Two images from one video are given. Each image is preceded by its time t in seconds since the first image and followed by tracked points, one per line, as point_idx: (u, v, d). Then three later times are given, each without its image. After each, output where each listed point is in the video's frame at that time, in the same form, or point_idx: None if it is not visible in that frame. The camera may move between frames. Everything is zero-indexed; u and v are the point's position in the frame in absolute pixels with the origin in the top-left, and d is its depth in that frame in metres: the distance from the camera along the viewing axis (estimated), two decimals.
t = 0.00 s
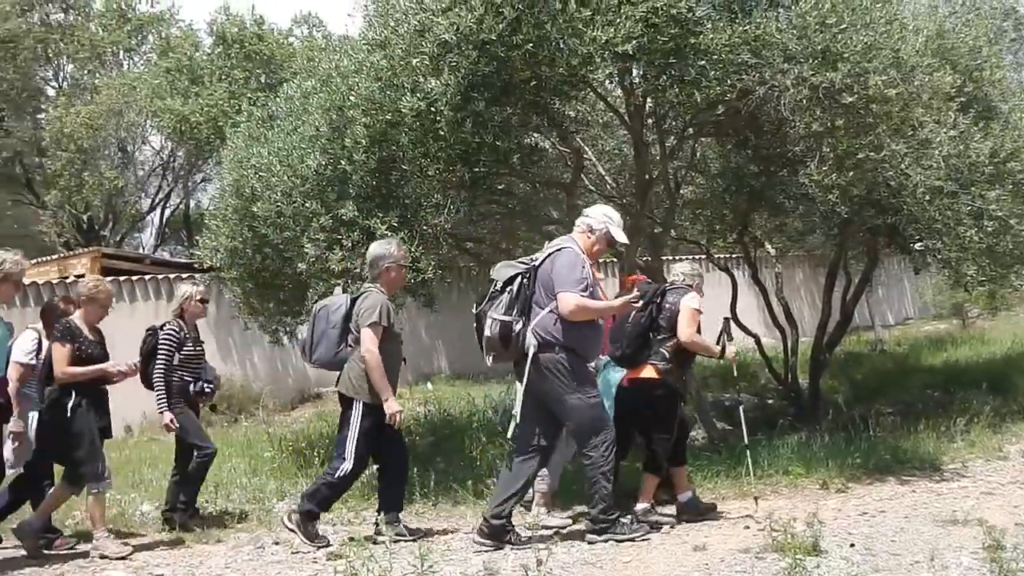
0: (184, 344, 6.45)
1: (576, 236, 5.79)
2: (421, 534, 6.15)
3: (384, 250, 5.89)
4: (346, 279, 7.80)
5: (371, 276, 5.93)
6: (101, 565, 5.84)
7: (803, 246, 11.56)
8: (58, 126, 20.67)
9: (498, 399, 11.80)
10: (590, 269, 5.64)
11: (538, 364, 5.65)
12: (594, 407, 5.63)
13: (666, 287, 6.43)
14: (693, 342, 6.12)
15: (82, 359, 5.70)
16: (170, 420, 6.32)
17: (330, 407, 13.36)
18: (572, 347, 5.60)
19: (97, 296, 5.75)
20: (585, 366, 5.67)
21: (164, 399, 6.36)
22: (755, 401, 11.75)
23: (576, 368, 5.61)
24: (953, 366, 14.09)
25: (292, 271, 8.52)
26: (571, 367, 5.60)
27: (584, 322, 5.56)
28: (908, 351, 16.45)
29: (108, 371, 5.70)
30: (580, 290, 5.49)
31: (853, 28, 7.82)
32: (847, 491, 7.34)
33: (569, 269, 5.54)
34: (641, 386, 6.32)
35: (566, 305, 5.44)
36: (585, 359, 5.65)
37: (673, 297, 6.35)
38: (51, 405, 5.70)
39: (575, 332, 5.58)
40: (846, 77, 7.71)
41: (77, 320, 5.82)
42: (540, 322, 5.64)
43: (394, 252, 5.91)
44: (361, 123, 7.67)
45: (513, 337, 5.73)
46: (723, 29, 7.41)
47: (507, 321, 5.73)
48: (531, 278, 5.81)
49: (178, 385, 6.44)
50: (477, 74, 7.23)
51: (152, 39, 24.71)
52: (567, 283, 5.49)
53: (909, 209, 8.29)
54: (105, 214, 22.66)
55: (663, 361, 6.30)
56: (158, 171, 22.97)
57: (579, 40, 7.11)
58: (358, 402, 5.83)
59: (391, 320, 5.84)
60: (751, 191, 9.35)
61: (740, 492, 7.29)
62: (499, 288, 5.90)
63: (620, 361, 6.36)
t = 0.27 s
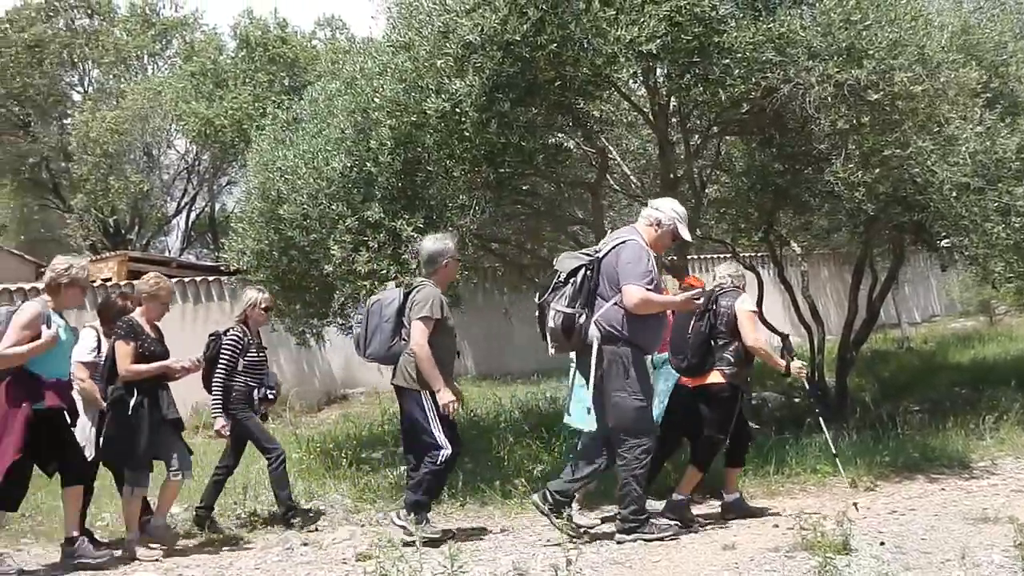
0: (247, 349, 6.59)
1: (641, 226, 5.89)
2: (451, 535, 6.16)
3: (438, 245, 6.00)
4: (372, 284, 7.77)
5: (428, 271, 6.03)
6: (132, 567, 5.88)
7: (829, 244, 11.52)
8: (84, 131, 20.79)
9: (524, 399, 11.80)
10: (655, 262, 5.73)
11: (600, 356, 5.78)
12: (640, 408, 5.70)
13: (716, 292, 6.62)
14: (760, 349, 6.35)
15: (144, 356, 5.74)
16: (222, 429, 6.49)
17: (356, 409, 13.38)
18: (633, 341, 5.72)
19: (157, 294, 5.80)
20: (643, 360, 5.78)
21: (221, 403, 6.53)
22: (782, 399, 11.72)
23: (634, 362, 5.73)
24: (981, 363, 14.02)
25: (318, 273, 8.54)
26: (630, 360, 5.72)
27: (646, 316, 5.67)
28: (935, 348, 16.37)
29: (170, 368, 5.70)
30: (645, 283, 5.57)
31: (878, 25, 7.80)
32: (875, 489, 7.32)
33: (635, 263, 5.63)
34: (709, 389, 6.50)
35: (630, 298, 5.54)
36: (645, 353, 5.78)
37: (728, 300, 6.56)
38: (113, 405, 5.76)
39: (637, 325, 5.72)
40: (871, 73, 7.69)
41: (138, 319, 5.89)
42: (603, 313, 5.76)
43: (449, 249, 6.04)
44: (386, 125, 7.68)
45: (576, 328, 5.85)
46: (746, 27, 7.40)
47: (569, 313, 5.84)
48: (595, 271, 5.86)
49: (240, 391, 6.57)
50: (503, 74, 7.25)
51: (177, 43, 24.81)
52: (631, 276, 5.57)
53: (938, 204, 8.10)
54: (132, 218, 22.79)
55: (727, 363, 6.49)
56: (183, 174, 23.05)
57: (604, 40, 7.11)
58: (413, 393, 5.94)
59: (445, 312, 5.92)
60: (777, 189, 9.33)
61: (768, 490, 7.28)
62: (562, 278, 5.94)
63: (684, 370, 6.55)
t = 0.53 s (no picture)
0: (308, 340, 6.51)
1: (691, 223, 5.96)
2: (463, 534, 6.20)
3: (488, 244, 6.01)
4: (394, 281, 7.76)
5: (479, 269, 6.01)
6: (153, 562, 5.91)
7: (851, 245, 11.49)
8: (107, 128, 20.90)
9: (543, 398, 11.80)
10: (705, 259, 5.73)
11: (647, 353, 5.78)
12: (681, 407, 5.71)
13: (767, 286, 6.73)
14: (803, 342, 6.46)
15: (201, 354, 5.86)
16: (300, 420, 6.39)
17: (375, 406, 13.41)
18: (680, 339, 5.74)
19: (213, 292, 5.91)
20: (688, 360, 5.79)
21: (294, 395, 6.43)
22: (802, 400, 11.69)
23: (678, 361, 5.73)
24: (1003, 366, 13.95)
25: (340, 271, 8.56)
26: (675, 358, 5.72)
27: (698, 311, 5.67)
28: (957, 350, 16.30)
29: (227, 366, 5.84)
30: (693, 279, 5.59)
31: (903, 25, 7.77)
32: (896, 491, 7.29)
33: (684, 259, 5.64)
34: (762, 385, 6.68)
35: (679, 294, 5.54)
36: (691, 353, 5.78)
37: (777, 295, 6.67)
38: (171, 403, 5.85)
39: (685, 322, 5.72)
40: (895, 74, 7.66)
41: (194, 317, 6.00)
42: (654, 311, 5.75)
43: (499, 247, 6.04)
44: (408, 123, 7.74)
45: (626, 325, 5.81)
46: (770, 26, 7.37)
47: (620, 309, 5.80)
48: (646, 267, 5.86)
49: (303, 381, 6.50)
50: (526, 73, 7.26)
51: (200, 40, 24.88)
52: (681, 272, 5.60)
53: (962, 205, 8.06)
54: (154, 214, 22.89)
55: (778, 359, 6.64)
56: (205, 171, 23.13)
57: (628, 39, 7.11)
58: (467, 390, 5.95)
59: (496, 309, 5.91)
60: (799, 190, 9.31)
61: (788, 492, 7.27)
62: (613, 274, 5.94)
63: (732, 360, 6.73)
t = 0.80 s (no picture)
0: (356, 330, 6.60)
1: (742, 225, 5.96)
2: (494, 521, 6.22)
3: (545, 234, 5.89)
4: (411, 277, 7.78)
5: (523, 260, 6.00)
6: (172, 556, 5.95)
7: (870, 242, 11.46)
8: (126, 124, 20.99)
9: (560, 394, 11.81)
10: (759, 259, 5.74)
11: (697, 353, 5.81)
12: (723, 405, 5.75)
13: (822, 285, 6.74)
14: (848, 342, 6.46)
15: (256, 346, 5.73)
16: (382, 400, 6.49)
17: (392, 402, 13.42)
18: (731, 340, 5.76)
19: (269, 283, 5.76)
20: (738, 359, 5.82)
21: (363, 380, 6.52)
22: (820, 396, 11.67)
23: (725, 362, 5.75)
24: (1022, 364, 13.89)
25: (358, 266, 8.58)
26: (722, 359, 5.74)
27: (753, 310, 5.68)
28: (976, 347, 16.23)
29: (282, 357, 5.73)
30: (748, 278, 5.60)
31: (923, 21, 7.74)
32: (915, 488, 7.29)
33: (738, 259, 5.64)
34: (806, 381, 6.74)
35: (732, 293, 5.57)
36: (740, 353, 5.80)
37: (829, 295, 6.66)
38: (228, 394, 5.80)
39: (738, 321, 5.74)
40: (915, 70, 7.65)
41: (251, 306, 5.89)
42: (707, 310, 5.77)
43: (551, 236, 6.00)
44: (427, 119, 7.82)
45: (679, 322, 5.84)
46: (789, 23, 7.36)
47: (673, 306, 5.84)
48: (699, 266, 5.86)
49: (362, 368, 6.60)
50: (544, 69, 7.24)
51: (218, 37, 24.95)
52: (735, 271, 5.61)
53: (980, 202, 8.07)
54: (172, 210, 22.99)
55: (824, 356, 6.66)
56: (223, 167, 23.16)
57: (647, 34, 7.09)
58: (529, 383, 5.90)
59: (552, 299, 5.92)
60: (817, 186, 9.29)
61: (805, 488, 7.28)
62: (666, 272, 5.97)
63: (783, 358, 6.79)
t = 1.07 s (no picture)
0: (410, 336, 6.63)
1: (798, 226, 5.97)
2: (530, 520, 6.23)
3: (585, 233, 5.95)
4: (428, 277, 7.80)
5: (567, 257, 5.98)
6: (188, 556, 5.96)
7: (887, 243, 11.42)
8: (143, 125, 21.07)
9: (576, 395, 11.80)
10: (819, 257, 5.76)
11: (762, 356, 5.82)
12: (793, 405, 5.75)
13: (883, 285, 6.66)
14: (898, 341, 6.36)
15: (300, 345, 5.80)
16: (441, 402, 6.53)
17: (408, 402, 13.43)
18: (796, 339, 5.76)
19: (313, 283, 5.84)
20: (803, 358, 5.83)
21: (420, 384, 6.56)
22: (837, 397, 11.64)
23: (790, 362, 5.75)
24: None
25: (375, 266, 8.58)
26: (787, 358, 5.75)
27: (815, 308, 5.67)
28: (994, 348, 16.16)
29: (325, 357, 5.78)
30: (811, 275, 5.61)
31: (942, 21, 7.70)
32: (933, 490, 7.26)
33: (799, 255, 5.67)
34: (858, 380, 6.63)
35: (796, 291, 5.57)
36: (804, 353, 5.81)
37: (889, 295, 6.57)
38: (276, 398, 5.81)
39: (801, 319, 5.75)
40: (933, 69, 7.61)
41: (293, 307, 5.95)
42: (772, 311, 5.77)
43: (595, 233, 6.00)
44: (445, 119, 7.82)
45: (747, 324, 5.77)
46: (808, 22, 7.33)
47: (741, 308, 5.76)
48: (761, 267, 5.85)
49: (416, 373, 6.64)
50: (563, 69, 7.26)
51: (235, 37, 25.02)
52: (797, 269, 5.62)
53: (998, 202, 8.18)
54: (189, 211, 23.07)
55: (877, 355, 6.53)
56: (240, 167, 23.21)
57: (665, 35, 7.06)
58: (573, 380, 5.89)
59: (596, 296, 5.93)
60: (834, 186, 9.26)
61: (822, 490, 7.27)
62: (730, 274, 5.92)
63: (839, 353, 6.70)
